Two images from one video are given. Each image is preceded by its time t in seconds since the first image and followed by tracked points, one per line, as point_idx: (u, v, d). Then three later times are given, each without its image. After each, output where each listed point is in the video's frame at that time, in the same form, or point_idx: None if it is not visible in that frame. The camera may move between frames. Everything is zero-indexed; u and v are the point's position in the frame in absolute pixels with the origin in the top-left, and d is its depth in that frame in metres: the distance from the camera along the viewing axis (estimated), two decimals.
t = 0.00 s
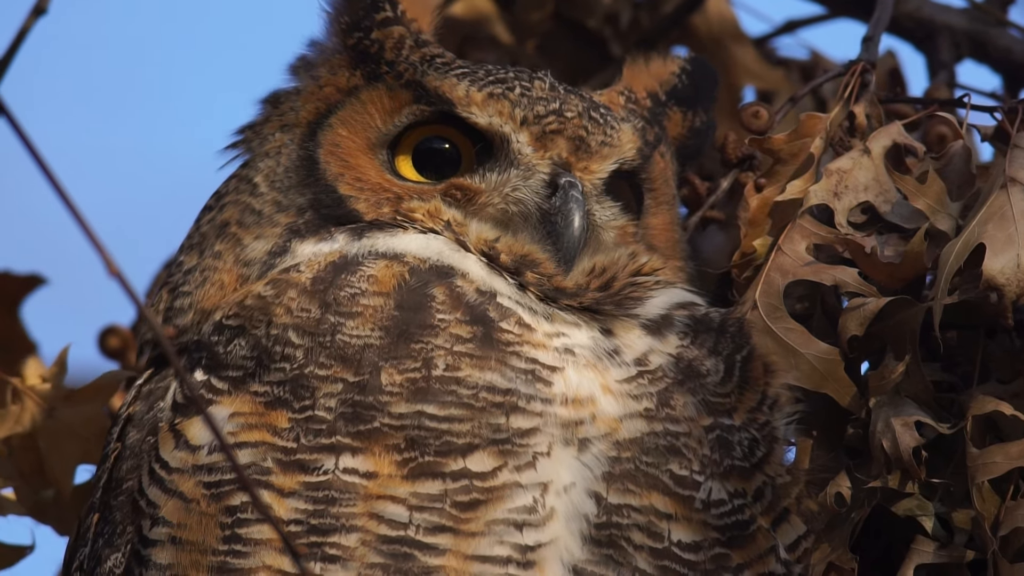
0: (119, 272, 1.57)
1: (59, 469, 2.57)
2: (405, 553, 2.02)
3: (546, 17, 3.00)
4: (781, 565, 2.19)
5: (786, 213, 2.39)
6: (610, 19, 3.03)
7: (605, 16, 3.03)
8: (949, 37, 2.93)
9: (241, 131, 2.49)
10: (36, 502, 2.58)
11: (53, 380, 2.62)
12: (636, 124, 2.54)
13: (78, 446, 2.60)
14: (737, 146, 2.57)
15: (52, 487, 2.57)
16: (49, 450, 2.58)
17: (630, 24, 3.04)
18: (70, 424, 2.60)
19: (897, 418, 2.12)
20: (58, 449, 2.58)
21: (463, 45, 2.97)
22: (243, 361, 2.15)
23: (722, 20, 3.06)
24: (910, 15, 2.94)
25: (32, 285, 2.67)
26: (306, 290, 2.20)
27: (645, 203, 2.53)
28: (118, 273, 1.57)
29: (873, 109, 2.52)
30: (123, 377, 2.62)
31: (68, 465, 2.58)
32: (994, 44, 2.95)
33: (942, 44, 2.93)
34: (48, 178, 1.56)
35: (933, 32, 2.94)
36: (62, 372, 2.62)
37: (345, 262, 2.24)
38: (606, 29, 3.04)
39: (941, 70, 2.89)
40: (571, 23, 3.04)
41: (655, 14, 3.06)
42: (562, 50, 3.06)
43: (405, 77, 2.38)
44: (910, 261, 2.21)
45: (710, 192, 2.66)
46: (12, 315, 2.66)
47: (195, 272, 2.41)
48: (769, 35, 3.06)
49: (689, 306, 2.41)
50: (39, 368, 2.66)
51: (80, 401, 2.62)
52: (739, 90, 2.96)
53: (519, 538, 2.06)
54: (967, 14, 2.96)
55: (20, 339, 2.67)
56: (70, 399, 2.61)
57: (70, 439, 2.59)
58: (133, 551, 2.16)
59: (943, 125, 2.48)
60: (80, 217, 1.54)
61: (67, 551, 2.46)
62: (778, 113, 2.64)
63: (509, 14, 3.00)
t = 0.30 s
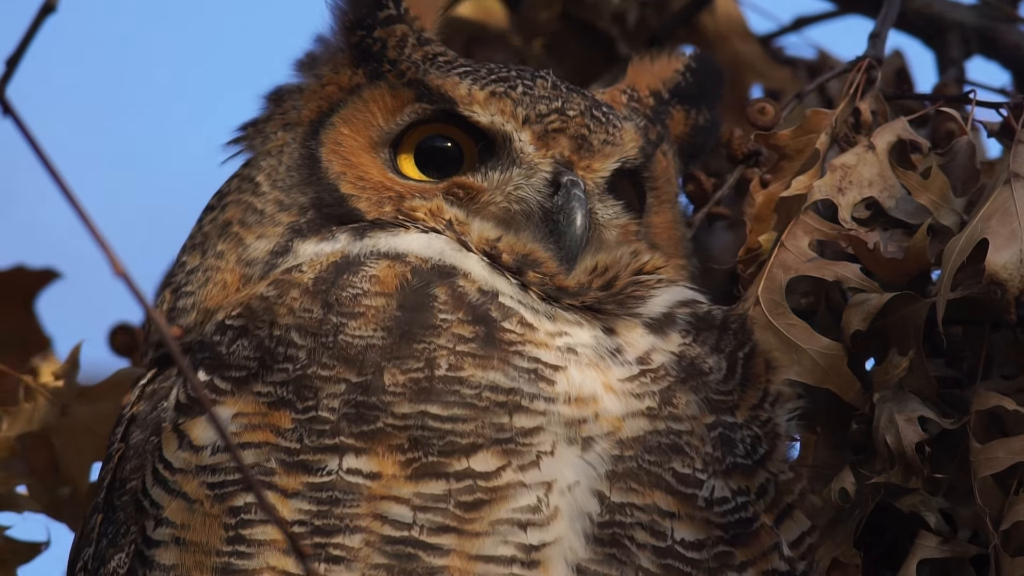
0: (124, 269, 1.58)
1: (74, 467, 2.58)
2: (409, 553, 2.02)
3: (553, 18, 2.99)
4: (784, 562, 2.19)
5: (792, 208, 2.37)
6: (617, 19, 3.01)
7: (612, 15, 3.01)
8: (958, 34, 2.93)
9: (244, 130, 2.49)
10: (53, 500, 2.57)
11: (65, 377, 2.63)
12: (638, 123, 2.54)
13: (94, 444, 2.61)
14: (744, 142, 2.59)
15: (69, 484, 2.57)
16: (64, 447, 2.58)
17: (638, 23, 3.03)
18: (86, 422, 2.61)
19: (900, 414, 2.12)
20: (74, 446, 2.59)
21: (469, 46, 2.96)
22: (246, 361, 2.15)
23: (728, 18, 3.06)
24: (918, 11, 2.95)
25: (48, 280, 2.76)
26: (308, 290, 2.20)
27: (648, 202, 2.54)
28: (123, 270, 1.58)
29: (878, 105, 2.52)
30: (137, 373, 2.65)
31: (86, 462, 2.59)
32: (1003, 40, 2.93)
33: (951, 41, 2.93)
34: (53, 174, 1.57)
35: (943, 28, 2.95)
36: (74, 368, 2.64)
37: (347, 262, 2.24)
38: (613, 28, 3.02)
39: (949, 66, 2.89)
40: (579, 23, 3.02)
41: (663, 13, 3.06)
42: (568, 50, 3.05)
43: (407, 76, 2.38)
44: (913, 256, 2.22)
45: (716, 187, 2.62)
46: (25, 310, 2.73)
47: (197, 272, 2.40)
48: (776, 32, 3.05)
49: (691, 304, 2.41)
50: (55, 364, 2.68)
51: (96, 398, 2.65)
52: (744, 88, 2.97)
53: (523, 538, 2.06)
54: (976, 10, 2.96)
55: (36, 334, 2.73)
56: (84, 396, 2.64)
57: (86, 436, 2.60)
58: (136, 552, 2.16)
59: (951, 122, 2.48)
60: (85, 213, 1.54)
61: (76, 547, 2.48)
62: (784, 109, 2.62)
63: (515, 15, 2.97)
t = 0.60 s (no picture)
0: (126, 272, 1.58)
1: (70, 467, 2.58)
2: (413, 553, 2.03)
3: (564, 14, 3.00)
4: (788, 559, 2.20)
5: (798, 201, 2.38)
6: (627, 14, 3.01)
7: (622, 9, 3.00)
8: (968, 27, 2.93)
9: (247, 129, 2.49)
10: (48, 501, 2.56)
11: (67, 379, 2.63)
12: (640, 122, 2.54)
13: (91, 446, 2.61)
14: (750, 136, 2.60)
15: (64, 485, 2.57)
16: (61, 449, 2.57)
17: (648, 19, 3.03)
18: (84, 422, 2.60)
19: (906, 407, 2.12)
20: (71, 449, 2.58)
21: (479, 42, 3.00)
22: (249, 362, 2.15)
23: (738, 13, 3.04)
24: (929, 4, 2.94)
25: (67, 269, 2.84)
26: (311, 290, 2.20)
27: (650, 200, 2.54)
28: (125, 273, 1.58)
29: (884, 98, 2.54)
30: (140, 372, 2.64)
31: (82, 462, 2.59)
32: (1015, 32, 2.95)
33: (962, 34, 2.92)
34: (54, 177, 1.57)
35: (953, 21, 2.94)
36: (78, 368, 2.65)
37: (349, 262, 2.23)
38: (622, 23, 3.02)
39: (960, 59, 2.88)
40: (593, 20, 3.02)
41: (672, 8, 3.04)
42: (579, 46, 3.03)
43: (409, 74, 2.39)
44: (917, 248, 2.23)
45: (722, 179, 2.60)
46: (48, 297, 2.81)
47: (200, 273, 2.40)
48: (786, 29, 3.05)
49: (693, 301, 2.41)
50: (71, 350, 2.80)
51: (96, 399, 2.64)
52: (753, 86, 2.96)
53: (526, 539, 2.06)
54: (987, 3, 2.96)
55: (58, 322, 2.81)
56: (85, 397, 2.63)
57: (83, 438, 2.60)
58: (140, 552, 2.16)
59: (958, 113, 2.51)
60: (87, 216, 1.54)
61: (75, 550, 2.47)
62: (790, 104, 2.63)
63: (528, 11, 3.00)
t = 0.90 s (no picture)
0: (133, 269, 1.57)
1: (69, 472, 2.56)
2: (416, 554, 2.03)
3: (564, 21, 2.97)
4: (790, 561, 2.19)
5: (801, 203, 2.39)
6: (625, 19, 3.01)
7: (621, 14, 3.00)
8: (968, 32, 2.95)
9: (248, 130, 2.49)
10: (45, 505, 2.56)
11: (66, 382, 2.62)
12: (641, 123, 2.54)
13: (89, 449, 2.60)
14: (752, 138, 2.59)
15: (59, 489, 2.56)
16: (60, 454, 2.56)
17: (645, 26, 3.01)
18: (83, 426, 2.60)
19: (909, 409, 2.13)
20: (70, 454, 2.57)
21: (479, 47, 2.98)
22: (252, 363, 2.15)
23: (736, 19, 3.05)
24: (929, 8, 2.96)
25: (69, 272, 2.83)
26: (313, 292, 2.20)
27: (650, 201, 2.54)
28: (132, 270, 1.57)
29: (886, 102, 2.54)
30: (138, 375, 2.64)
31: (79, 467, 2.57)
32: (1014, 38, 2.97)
33: (961, 39, 2.94)
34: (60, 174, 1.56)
35: (953, 26, 2.95)
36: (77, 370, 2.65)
37: (352, 263, 2.23)
38: (621, 30, 3.02)
39: (959, 64, 2.90)
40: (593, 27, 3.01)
41: (669, 14, 3.03)
42: (578, 52, 3.03)
43: (410, 76, 2.39)
44: (920, 252, 2.24)
45: (724, 183, 2.63)
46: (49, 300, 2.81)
47: (201, 274, 2.40)
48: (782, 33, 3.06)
49: (694, 302, 2.41)
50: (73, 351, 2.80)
51: (93, 402, 2.64)
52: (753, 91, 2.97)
53: (530, 539, 2.06)
54: (986, 8, 2.97)
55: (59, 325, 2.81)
56: (83, 400, 2.62)
57: (82, 443, 2.59)
58: (142, 552, 2.15)
59: (959, 118, 2.54)
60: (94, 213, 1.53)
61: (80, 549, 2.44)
62: (792, 106, 2.64)
63: (524, 15, 2.97)
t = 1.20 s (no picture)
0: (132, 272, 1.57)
1: (80, 469, 2.57)
2: (417, 557, 2.04)
3: (565, 22, 2.98)
4: (791, 563, 2.20)
5: (801, 204, 2.39)
6: (627, 19, 3.00)
7: (623, 16, 2.99)
8: (970, 32, 2.94)
9: (248, 130, 2.48)
10: (59, 502, 2.55)
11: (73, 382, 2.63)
12: (642, 123, 2.53)
13: (100, 446, 2.61)
14: (754, 139, 2.60)
15: (75, 486, 2.56)
16: (72, 452, 2.57)
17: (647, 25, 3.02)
18: (94, 423, 2.61)
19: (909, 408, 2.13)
20: (81, 452, 2.58)
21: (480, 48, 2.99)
22: (251, 364, 2.15)
23: (738, 20, 3.05)
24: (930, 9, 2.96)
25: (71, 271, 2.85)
26: (312, 294, 2.20)
27: (651, 201, 2.53)
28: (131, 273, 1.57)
29: (886, 102, 2.54)
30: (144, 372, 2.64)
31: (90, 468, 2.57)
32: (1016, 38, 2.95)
33: (963, 40, 2.94)
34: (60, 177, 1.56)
35: (955, 26, 2.96)
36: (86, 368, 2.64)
37: (351, 265, 2.23)
38: (624, 31, 3.01)
39: (961, 65, 2.90)
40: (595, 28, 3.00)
41: (672, 15, 3.03)
42: (581, 52, 3.03)
43: (411, 76, 2.39)
44: (920, 252, 2.24)
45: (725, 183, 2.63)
46: (53, 300, 2.82)
47: (201, 275, 2.40)
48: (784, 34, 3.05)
49: (694, 303, 2.41)
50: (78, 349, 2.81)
51: (102, 399, 2.64)
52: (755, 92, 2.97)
53: (530, 541, 2.07)
54: (988, 9, 2.97)
55: (64, 324, 2.82)
56: (92, 398, 2.63)
57: (94, 441, 2.60)
58: (142, 553, 2.15)
59: (960, 120, 2.53)
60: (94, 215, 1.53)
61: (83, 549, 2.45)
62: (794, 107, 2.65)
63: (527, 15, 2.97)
